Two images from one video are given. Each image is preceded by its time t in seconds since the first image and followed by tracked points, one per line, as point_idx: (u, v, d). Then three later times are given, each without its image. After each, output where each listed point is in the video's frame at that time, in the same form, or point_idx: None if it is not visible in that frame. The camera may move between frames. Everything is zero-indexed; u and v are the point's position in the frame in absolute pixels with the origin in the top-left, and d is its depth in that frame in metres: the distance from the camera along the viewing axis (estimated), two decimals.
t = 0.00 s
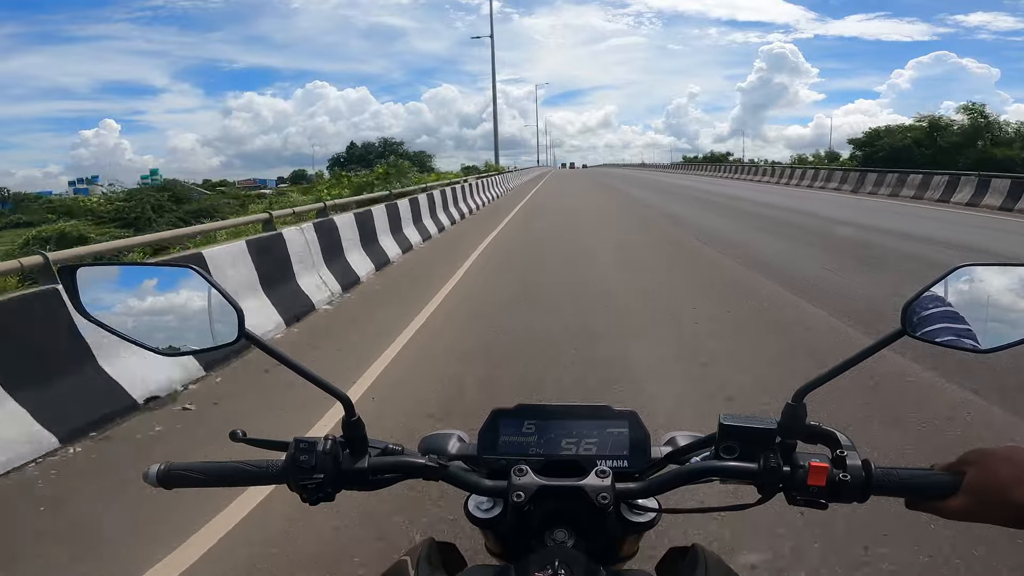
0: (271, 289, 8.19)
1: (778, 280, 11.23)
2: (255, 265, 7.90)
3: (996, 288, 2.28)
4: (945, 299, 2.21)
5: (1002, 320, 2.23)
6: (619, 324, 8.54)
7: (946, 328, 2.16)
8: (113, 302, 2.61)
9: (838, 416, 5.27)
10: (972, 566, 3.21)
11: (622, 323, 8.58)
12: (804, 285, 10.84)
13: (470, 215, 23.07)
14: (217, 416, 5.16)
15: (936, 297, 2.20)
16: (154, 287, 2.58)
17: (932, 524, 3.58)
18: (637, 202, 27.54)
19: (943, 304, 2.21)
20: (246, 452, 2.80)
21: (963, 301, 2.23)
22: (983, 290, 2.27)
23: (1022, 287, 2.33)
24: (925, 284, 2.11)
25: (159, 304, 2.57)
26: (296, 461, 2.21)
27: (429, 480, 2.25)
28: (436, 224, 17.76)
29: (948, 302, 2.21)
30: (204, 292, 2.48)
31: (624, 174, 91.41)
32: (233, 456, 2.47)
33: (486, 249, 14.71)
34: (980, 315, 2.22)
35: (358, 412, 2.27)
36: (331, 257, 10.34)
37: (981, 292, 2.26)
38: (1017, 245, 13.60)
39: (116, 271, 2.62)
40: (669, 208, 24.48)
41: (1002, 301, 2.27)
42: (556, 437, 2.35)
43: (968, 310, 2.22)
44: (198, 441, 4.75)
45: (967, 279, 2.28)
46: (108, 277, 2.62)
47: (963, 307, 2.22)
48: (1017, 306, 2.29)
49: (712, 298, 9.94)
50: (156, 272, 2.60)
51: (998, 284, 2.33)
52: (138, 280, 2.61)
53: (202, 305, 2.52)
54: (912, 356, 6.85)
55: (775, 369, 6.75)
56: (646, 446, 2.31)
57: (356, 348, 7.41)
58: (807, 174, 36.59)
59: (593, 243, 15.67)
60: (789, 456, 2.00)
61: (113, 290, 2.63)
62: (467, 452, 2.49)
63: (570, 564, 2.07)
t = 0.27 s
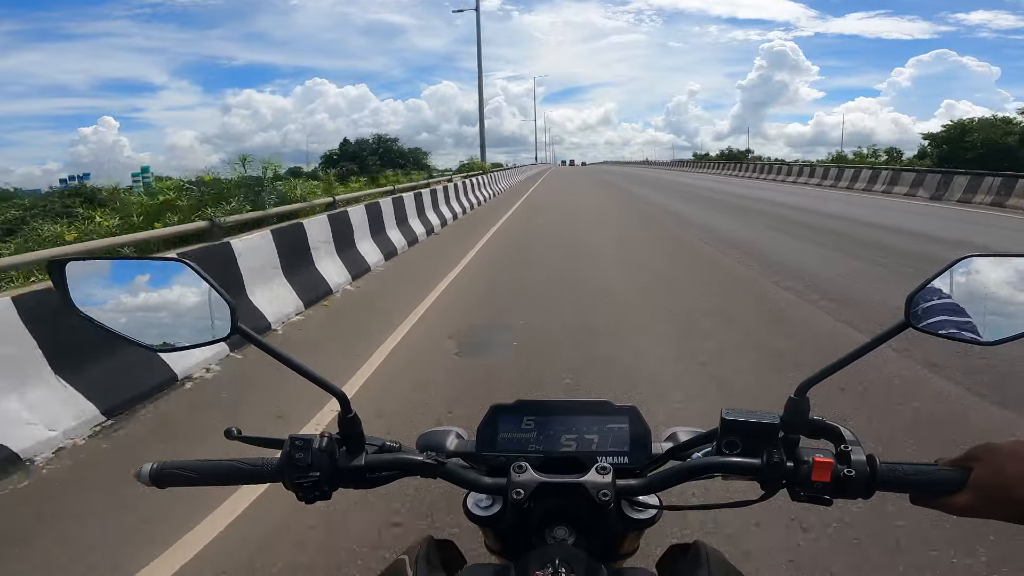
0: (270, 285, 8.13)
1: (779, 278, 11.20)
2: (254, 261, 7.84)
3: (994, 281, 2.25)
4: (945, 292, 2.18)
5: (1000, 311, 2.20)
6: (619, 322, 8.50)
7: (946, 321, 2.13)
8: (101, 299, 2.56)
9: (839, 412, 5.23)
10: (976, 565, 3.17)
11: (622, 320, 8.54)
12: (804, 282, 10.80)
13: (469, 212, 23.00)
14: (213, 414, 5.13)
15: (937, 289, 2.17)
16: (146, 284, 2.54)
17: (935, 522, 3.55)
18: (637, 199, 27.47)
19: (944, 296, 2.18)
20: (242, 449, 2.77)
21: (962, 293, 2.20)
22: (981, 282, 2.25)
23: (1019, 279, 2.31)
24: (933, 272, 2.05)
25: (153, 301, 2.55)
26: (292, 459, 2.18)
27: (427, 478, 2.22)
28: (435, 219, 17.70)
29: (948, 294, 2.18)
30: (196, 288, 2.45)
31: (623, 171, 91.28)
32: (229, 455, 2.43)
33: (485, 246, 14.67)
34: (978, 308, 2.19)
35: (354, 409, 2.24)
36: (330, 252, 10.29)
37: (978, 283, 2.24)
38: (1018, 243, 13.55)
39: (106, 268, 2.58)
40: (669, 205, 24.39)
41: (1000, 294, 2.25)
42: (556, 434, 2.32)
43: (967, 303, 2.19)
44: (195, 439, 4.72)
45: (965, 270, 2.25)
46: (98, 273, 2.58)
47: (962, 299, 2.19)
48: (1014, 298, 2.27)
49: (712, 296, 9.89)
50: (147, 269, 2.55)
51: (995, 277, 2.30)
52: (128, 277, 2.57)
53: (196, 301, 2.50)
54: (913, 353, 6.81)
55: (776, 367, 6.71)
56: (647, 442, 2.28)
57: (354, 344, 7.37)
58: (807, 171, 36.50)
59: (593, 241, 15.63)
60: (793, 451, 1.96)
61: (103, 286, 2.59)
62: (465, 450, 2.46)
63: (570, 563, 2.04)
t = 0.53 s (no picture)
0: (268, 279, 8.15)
1: (778, 273, 11.20)
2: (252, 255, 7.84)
3: (983, 269, 2.23)
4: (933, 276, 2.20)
5: (993, 297, 2.20)
6: (619, 318, 8.51)
7: (934, 302, 2.15)
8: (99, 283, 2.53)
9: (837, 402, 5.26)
10: (975, 549, 3.18)
11: (622, 316, 8.58)
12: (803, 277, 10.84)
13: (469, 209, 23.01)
14: (214, 405, 5.16)
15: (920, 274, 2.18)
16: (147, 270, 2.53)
17: (933, 507, 3.56)
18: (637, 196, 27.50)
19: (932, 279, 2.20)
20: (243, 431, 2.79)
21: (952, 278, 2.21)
22: (970, 270, 2.23)
23: (1010, 269, 2.28)
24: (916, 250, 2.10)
25: (150, 287, 2.53)
26: (293, 433, 2.20)
27: (427, 454, 2.24)
28: (434, 216, 17.67)
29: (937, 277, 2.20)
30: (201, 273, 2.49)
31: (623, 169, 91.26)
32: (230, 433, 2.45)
33: (485, 243, 14.70)
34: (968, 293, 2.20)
35: (355, 385, 2.26)
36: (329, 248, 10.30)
37: (971, 270, 2.23)
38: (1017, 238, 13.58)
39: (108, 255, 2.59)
40: (669, 202, 24.42)
41: (989, 283, 2.22)
42: (555, 411, 2.34)
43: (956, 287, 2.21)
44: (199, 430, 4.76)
45: (957, 258, 2.25)
46: (98, 264, 2.58)
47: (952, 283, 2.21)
48: (1009, 288, 2.24)
49: (712, 293, 9.89)
50: (149, 256, 2.56)
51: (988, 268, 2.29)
52: (129, 264, 2.57)
53: (198, 288, 2.52)
54: (911, 346, 6.84)
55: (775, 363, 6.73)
56: (645, 421, 2.31)
57: (354, 341, 7.37)
58: (807, 168, 36.51)
59: (592, 237, 15.66)
60: (789, 427, 1.98)
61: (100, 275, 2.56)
62: (465, 429, 2.48)
63: (569, 539, 2.07)
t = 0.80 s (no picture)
0: (265, 277, 8.13)
1: (776, 271, 11.17)
2: (248, 253, 7.81)
3: (978, 267, 2.22)
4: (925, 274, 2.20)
5: (986, 296, 2.19)
6: (617, 317, 8.51)
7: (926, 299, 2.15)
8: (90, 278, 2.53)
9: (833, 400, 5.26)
10: (970, 546, 3.18)
11: (620, 314, 8.57)
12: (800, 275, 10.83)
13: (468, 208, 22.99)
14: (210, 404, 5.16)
15: (914, 273, 2.19)
16: (138, 263, 2.51)
17: (929, 504, 3.55)
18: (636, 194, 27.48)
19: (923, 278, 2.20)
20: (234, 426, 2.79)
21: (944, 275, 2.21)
22: (965, 269, 2.22)
23: (1005, 266, 2.27)
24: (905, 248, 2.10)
25: (143, 280, 2.53)
26: (282, 427, 2.19)
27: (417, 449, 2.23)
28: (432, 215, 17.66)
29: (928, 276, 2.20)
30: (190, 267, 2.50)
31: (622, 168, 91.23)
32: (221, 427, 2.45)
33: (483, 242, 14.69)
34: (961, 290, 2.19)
35: (345, 379, 2.25)
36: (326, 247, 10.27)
37: (966, 268, 2.22)
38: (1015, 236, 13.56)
39: (99, 248, 2.58)
40: (667, 200, 24.40)
41: (984, 281, 2.22)
42: (546, 407, 2.33)
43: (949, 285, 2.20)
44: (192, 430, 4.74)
45: (951, 256, 2.24)
46: (89, 258, 2.59)
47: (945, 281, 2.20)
48: (1002, 286, 2.23)
49: (711, 292, 9.86)
50: (140, 249, 2.54)
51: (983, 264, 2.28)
52: (120, 257, 2.56)
53: (191, 280, 2.51)
54: (908, 344, 6.83)
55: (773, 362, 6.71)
56: (637, 418, 2.30)
57: (351, 341, 7.35)
58: (806, 167, 36.49)
59: (591, 236, 15.65)
60: (779, 424, 1.98)
61: (90, 269, 2.57)
62: (456, 424, 2.47)
63: (559, 535, 2.06)
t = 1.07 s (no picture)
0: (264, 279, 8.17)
1: (776, 272, 11.17)
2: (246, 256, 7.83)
3: (971, 269, 2.25)
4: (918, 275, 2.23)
5: (977, 298, 2.22)
6: (616, 317, 8.53)
7: (919, 302, 2.18)
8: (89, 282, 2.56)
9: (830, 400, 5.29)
10: (966, 547, 3.19)
11: (618, 315, 8.60)
12: (799, 276, 10.84)
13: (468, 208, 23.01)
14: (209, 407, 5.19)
15: (908, 276, 2.21)
16: (137, 268, 2.54)
17: (924, 506, 3.56)
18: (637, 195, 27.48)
19: (917, 279, 2.22)
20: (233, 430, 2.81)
21: (937, 277, 2.24)
22: (959, 270, 2.25)
23: (998, 269, 2.31)
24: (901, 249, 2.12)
25: (142, 284, 2.56)
26: (280, 430, 2.21)
27: (414, 450, 2.26)
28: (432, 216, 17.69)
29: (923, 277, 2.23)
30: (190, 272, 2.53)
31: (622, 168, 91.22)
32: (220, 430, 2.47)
33: (482, 243, 14.70)
34: (952, 292, 2.22)
35: (342, 382, 2.28)
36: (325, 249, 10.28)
37: (958, 271, 2.25)
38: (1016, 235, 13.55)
39: (99, 251, 2.61)
40: (668, 200, 24.41)
41: (977, 283, 2.25)
42: (541, 409, 2.35)
43: (942, 287, 2.23)
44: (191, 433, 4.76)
45: (943, 258, 2.27)
46: (88, 261, 2.61)
47: (938, 282, 2.23)
48: (994, 288, 2.26)
49: (710, 292, 9.87)
50: (138, 253, 2.56)
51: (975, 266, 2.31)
52: (118, 261, 2.58)
53: (189, 285, 2.54)
54: (906, 343, 6.84)
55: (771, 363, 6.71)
56: (631, 421, 2.32)
57: (350, 343, 7.36)
58: (808, 167, 36.50)
59: (591, 237, 15.67)
60: (770, 426, 2.00)
61: (89, 273, 2.59)
62: (453, 426, 2.50)
63: (553, 536, 2.09)
